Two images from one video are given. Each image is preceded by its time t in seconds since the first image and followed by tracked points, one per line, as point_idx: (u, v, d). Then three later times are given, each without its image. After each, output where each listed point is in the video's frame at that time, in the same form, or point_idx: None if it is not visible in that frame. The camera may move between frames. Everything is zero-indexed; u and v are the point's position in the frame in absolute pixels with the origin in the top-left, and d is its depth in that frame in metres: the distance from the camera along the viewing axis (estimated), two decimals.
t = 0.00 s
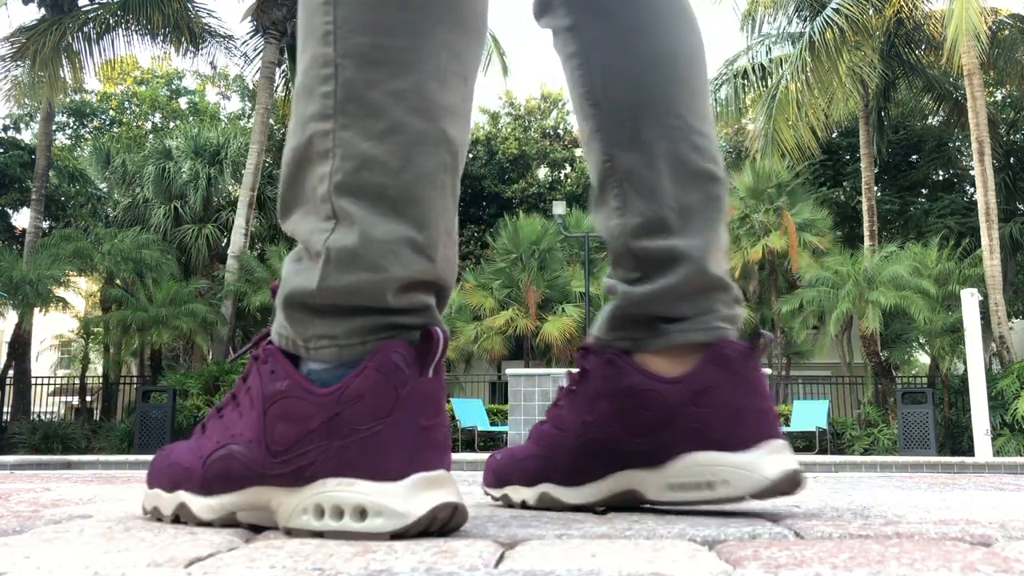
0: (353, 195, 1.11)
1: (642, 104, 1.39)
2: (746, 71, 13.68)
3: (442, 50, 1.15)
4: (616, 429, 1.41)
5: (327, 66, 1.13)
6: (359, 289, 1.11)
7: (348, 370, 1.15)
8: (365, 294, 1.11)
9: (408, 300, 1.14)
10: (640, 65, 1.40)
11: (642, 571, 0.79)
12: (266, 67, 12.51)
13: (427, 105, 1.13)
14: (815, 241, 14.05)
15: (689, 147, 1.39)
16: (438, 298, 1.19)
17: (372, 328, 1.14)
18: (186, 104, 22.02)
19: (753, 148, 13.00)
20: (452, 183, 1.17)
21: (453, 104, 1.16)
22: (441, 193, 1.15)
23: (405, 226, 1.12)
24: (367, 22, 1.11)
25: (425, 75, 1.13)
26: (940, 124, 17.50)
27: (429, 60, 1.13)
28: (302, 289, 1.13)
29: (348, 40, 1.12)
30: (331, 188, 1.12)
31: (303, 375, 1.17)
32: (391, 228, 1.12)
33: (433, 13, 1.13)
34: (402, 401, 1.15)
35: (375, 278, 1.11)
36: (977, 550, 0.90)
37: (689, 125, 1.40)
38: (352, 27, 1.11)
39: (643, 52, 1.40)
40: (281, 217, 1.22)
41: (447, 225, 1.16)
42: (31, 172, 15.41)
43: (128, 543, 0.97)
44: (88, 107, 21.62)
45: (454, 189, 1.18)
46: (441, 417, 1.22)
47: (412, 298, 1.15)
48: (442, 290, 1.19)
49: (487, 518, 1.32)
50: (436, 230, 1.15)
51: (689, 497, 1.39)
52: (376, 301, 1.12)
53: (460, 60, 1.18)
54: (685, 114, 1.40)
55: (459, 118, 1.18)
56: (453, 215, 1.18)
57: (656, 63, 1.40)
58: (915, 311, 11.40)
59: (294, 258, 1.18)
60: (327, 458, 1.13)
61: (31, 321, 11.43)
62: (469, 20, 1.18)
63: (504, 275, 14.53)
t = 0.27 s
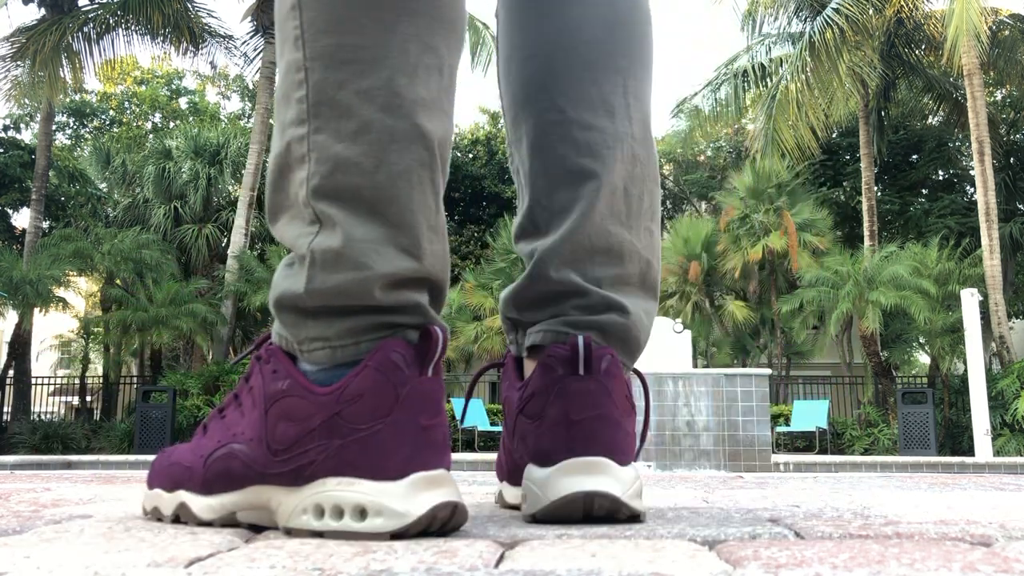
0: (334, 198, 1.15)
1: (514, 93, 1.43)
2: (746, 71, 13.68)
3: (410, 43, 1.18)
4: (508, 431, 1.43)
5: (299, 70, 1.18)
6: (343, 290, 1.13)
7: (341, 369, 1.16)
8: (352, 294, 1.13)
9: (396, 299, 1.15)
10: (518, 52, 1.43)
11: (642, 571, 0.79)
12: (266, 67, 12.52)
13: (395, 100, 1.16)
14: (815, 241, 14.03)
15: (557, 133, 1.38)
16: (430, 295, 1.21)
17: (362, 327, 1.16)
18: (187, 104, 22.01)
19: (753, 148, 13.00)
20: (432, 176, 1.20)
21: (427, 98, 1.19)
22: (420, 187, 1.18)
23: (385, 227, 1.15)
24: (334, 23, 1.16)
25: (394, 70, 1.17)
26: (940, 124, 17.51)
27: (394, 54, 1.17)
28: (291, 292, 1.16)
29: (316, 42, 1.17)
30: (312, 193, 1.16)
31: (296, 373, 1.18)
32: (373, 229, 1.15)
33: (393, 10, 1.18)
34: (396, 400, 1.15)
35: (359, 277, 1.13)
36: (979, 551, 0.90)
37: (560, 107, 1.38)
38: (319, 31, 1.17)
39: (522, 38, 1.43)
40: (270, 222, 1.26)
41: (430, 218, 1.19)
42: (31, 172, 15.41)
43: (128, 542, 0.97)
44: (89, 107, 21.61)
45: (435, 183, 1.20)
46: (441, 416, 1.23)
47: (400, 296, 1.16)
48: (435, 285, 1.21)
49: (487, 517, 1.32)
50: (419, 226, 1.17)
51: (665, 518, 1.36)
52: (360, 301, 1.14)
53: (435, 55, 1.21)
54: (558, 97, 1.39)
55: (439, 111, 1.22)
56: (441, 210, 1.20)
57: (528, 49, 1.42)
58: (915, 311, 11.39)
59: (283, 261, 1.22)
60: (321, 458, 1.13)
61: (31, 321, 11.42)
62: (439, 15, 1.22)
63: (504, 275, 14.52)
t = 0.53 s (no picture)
0: (331, 199, 1.16)
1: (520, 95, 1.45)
2: (746, 71, 13.68)
3: (404, 41, 1.18)
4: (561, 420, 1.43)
5: (294, 71, 1.19)
6: (341, 290, 1.14)
7: (341, 369, 1.17)
8: (348, 295, 1.14)
9: (394, 297, 1.16)
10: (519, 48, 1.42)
11: (642, 571, 0.79)
12: (266, 67, 12.52)
13: (389, 98, 1.16)
14: (815, 241, 14.02)
15: (543, 125, 1.36)
16: (428, 294, 1.22)
17: (363, 327, 1.16)
18: (187, 104, 22.02)
19: (753, 149, 13.01)
20: (430, 175, 1.20)
21: (422, 96, 1.19)
22: (414, 184, 1.18)
23: (381, 226, 1.16)
24: (329, 24, 1.17)
25: (386, 68, 1.17)
26: (940, 124, 17.50)
27: (386, 53, 1.17)
28: (290, 292, 1.17)
29: (310, 43, 1.17)
30: (310, 192, 1.16)
31: (298, 372, 1.18)
32: (369, 228, 1.15)
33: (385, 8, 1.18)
34: (398, 399, 1.15)
35: (358, 277, 1.13)
36: (978, 550, 0.90)
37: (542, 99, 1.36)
38: (313, 30, 1.17)
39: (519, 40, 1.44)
40: (269, 223, 1.27)
41: (428, 217, 1.19)
42: (32, 172, 15.42)
43: (129, 541, 0.97)
44: (89, 107, 21.61)
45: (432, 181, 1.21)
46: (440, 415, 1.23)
47: (400, 294, 1.16)
48: (434, 284, 1.22)
49: (487, 517, 1.33)
50: (418, 226, 1.18)
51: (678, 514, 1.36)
52: (359, 299, 1.14)
53: (430, 53, 1.21)
54: (540, 87, 1.37)
55: (438, 110, 1.22)
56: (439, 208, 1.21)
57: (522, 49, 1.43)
58: (915, 311, 11.39)
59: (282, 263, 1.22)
60: (323, 457, 1.13)
61: (31, 321, 11.43)
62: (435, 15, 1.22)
63: (504, 276, 14.51)
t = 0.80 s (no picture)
0: (337, 192, 1.16)
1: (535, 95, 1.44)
2: (746, 71, 13.68)
3: (412, 44, 1.20)
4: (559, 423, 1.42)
5: (306, 72, 1.19)
6: (341, 283, 1.14)
7: (342, 366, 1.17)
8: (350, 288, 1.14)
9: (395, 294, 1.16)
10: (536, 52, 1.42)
11: (642, 571, 0.79)
12: (266, 67, 12.52)
13: (396, 98, 1.17)
14: (815, 241, 14.01)
15: (558, 129, 1.36)
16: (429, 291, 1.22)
17: (365, 322, 1.16)
18: (187, 104, 22.01)
19: (753, 149, 13.01)
20: (433, 174, 1.20)
21: (428, 98, 1.20)
22: (418, 182, 1.18)
23: (385, 221, 1.16)
24: (342, 24, 1.18)
25: (394, 70, 1.18)
26: (941, 124, 17.50)
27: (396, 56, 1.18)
28: (291, 286, 1.17)
29: (322, 44, 1.18)
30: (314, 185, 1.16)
31: (300, 369, 1.18)
32: (373, 223, 1.15)
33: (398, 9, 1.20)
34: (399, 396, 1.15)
35: (359, 269, 1.13)
36: (978, 550, 0.90)
37: (558, 103, 1.36)
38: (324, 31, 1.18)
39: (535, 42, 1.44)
40: (276, 219, 1.27)
41: (430, 214, 1.19)
42: (32, 172, 15.42)
43: (129, 542, 0.97)
44: (89, 107, 21.60)
45: (437, 180, 1.21)
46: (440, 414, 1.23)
47: (400, 290, 1.16)
48: (436, 282, 1.22)
49: (486, 517, 1.32)
50: (420, 223, 1.18)
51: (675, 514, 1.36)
52: (360, 294, 1.14)
53: (438, 56, 1.22)
54: (555, 91, 1.37)
55: (444, 111, 1.23)
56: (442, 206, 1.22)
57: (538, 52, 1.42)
58: (915, 311, 11.39)
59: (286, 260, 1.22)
60: (323, 453, 1.13)
61: (31, 322, 11.43)
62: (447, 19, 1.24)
63: (505, 276, 14.51)
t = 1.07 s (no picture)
0: (301, 148, 1.22)
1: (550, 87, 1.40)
2: (746, 71, 13.67)
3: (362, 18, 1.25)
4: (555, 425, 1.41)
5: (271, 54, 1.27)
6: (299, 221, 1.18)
7: (300, 298, 1.17)
8: (308, 222, 1.18)
9: (351, 225, 1.18)
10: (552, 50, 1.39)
11: (642, 571, 0.79)
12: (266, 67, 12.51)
13: (347, 65, 1.23)
14: (815, 241, 14.00)
15: (569, 131, 1.33)
16: (391, 230, 1.23)
17: (323, 256, 1.17)
18: (186, 104, 22.00)
19: (754, 148, 13.02)
20: (386, 129, 1.24)
21: (379, 65, 1.25)
22: (372, 134, 1.22)
23: (341, 165, 1.20)
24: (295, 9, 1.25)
25: (347, 40, 1.23)
26: (941, 124, 17.51)
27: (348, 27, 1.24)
28: (260, 236, 1.23)
29: (282, 28, 1.26)
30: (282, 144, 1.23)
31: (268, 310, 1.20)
32: (329, 168, 1.20)
33: None
34: (352, 313, 1.14)
35: (314, 207, 1.17)
36: (978, 550, 0.90)
37: (574, 100, 1.33)
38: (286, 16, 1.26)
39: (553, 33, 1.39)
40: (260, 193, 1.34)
41: (384, 160, 1.22)
42: (31, 172, 15.42)
43: (128, 542, 0.97)
44: (89, 107, 21.60)
45: (389, 135, 1.24)
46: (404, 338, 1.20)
47: (357, 221, 1.18)
48: (396, 227, 1.24)
49: (485, 517, 1.32)
50: (369, 163, 1.21)
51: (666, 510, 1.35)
52: (318, 229, 1.17)
53: (388, 28, 1.27)
54: (569, 89, 1.34)
55: (396, 78, 1.27)
56: (396, 157, 1.24)
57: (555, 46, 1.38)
58: (915, 311, 11.40)
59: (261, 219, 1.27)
60: (280, 382, 1.13)
61: (31, 321, 11.43)
62: None
63: (505, 276, 14.50)
